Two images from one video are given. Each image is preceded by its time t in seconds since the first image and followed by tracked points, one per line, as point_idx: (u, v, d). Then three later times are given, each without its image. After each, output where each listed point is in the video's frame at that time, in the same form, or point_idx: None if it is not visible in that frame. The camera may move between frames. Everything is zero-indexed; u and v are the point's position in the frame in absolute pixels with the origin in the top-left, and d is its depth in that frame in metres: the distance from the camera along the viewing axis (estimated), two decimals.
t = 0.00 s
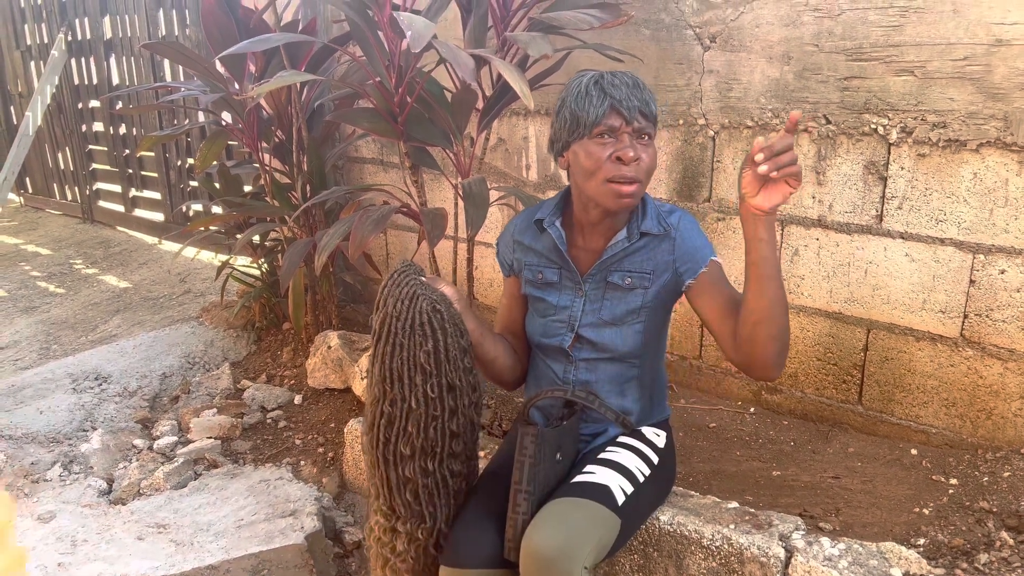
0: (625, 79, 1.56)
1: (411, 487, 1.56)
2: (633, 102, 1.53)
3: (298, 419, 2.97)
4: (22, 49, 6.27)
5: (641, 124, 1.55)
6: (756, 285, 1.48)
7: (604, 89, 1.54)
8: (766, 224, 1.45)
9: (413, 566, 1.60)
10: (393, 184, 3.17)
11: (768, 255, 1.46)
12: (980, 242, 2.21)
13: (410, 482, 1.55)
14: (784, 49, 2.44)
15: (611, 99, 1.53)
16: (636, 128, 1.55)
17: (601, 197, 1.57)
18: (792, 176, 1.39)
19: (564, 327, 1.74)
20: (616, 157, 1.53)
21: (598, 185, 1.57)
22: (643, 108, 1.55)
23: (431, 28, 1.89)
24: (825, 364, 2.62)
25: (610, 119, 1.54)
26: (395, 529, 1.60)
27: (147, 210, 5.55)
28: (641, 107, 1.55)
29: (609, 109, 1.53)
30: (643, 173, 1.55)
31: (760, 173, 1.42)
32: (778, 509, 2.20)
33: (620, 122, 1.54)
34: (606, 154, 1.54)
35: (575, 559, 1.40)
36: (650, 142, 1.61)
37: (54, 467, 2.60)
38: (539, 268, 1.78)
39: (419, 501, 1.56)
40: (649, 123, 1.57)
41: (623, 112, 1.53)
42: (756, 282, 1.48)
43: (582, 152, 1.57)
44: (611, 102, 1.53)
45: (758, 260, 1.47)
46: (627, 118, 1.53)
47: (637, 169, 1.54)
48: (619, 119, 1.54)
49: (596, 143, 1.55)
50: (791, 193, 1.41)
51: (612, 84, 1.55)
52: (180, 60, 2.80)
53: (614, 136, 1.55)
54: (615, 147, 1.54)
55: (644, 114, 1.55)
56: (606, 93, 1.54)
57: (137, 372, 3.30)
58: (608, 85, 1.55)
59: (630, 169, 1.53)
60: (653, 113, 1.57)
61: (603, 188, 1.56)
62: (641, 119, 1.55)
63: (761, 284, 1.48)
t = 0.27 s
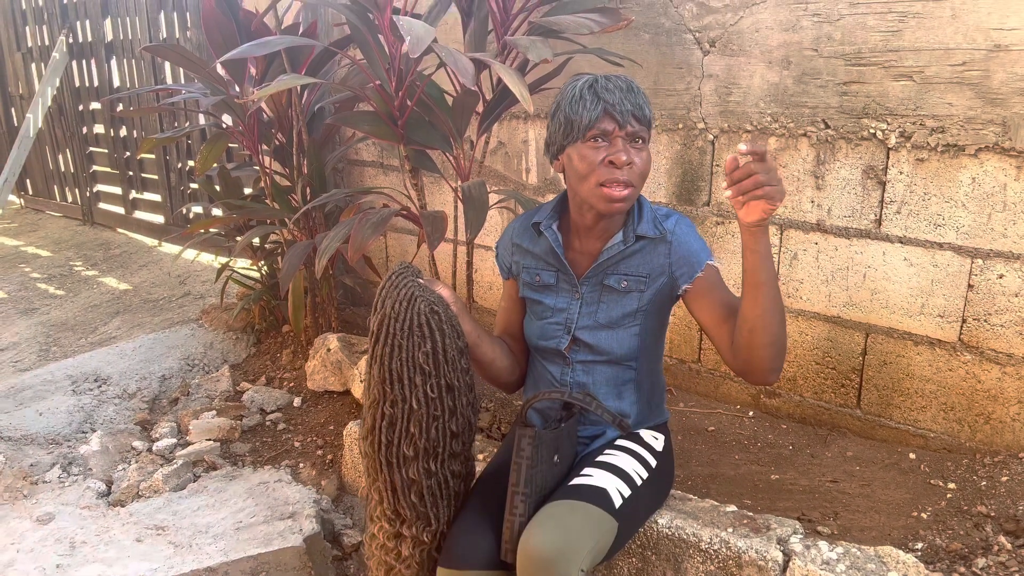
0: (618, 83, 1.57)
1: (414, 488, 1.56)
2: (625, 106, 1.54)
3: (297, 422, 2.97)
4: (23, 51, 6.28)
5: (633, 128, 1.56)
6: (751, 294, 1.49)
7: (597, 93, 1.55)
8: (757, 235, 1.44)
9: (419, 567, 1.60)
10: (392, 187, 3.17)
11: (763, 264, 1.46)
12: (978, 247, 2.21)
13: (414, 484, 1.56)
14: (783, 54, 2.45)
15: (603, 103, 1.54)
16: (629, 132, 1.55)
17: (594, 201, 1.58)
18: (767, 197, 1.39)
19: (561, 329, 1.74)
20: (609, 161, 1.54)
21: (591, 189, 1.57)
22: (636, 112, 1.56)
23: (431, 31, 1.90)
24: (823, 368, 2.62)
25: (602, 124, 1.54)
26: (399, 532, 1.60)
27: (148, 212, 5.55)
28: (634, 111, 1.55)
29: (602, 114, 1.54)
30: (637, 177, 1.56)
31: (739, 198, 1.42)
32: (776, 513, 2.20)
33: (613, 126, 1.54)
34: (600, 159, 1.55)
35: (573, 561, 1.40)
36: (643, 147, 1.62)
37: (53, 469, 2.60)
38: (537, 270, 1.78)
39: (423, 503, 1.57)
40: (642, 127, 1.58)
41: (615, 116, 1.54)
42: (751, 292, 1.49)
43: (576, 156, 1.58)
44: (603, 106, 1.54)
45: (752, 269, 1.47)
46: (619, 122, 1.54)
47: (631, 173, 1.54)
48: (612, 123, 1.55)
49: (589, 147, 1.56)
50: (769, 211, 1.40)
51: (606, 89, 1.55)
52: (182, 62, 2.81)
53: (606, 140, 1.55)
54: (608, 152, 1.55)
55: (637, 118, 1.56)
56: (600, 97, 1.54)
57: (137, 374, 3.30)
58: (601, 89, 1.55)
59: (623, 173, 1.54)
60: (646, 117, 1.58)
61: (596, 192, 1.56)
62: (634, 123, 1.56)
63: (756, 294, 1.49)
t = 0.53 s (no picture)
0: (615, 87, 1.57)
1: (407, 492, 1.56)
2: (622, 110, 1.54)
3: (295, 425, 2.97)
4: (23, 53, 6.28)
5: (631, 132, 1.56)
6: (752, 297, 1.48)
7: (594, 97, 1.55)
8: (760, 239, 1.42)
9: (411, 570, 1.61)
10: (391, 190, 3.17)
11: (765, 268, 1.44)
12: (977, 252, 2.22)
13: (407, 487, 1.56)
14: (783, 59, 2.45)
15: (600, 108, 1.54)
16: (626, 136, 1.55)
17: (591, 205, 1.58)
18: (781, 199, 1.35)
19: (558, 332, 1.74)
20: (606, 164, 1.54)
21: (587, 192, 1.57)
22: (633, 115, 1.56)
23: (431, 35, 1.90)
24: (822, 372, 2.62)
25: (600, 128, 1.54)
26: (391, 535, 1.60)
27: (147, 214, 5.55)
28: (631, 115, 1.55)
29: (599, 117, 1.54)
30: (634, 181, 1.56)
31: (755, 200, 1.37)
32: (774, 517, 2.20)
33: (610, 130, 1.55)
34: (597, 163, 1.55)
35: (570, 566, 1.40)
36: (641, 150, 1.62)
37: (51, 471, 2.60)
38: (535, 273, 1.78)
39: (415, 507, 1.57)
40: (639, 131, 1.58)
41: (612, 120, 1.54)
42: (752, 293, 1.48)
43: (573, 160, 1.58)
44: (600, 110, 1.54)
45: (754, 273, 1.45)
46: (616, 126, 1.54)
47: (628, 177, 1.54)
48: (608, 127, 1.55)
49: (586, 151, 1.56)
50: (781, 214, 1.36)
51: (603, 93, 1.55)
52: (182, 65, 2.82)
53: (603, 144, 1.55)
54: (604, 156, 1.55)
55: (634, 122, 1.56)
56: (597, 101, 1.55)
57: (135, 377, 3.30)
58: (599, 93, 1.55)
59: (620, 177, 1.54)
60: (643, 121, 1.58)
61: (593, 196, 1.56)
62: (631, 127, 1.56)
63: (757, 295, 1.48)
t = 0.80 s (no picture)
0: (615, 93, 1.57)
1: (403, 498, 1.55)
2: (623, 116, 1.54)
3: (293, 429, 2.96)
4: (22, 56, 6.28)
5: (631, 138, 1.56)
6: (745, 304, 1.48)
7: (595, 103, 1.55)
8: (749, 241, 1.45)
9: None
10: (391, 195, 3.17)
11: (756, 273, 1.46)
12: (975, 259, 2.22)
13: (403, 493, 1.55)
14: (782, 65, 2.46)
15: (601, 113, 1.54)
16: (627, 142, 1.55)
17: (591, 211, 1.58)
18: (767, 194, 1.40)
19: (557, 338, 1.74)
20: (607, 170, 1.54)
21: (588, 198, 1.58)
22: (633, 122, 1.56)
23: (432, 40, 1.90)
24: (820, 379, 2.63)
25: (600, 134, 1.54)
26: (387, 540, 1.60)
27: (145, 217, 5.55)
28: (632, 121, 1.55)
29: (600, 124, 1.54)
30: (634, 187, 1.56)
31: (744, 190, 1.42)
32: (772, 524, 2.19)
33: (610, 136, 1.55)
34: (597, 169, 1.55)
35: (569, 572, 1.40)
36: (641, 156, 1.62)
37: (47, 475, 2.59)
38: (534, 278, 1.78)
39: (411, 513, 1.56)
40: (640, 137, 1.58)
41: (613, 126, 1.54)
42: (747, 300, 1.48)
43: (573, 165, 1.58)
44: (600, 116, 1.54)
45: (747, 279, 1.47)
46: (617, 132, 1.54)
47: (628, 183, 1.54)
48: (609, 133, 1.55)
49: (586, 157, 1.56)
50: (768, 210, 1.41)
51: (603, 99, 1.55)
52: (182, 69, 2.82)
53: (604, 150, 1.55)
54: (605, 162, 1.55)
55: (634, 128, 1.56)
56: (597, 107, 1.55)
57: (132, 380, 3.30)
58: (599, 99, 1.55)
59: (620, 183, 1.54)
60: (644, 127, 1.58)
61: (593, 202, 1.57)
62: (631, 133, 1.56)
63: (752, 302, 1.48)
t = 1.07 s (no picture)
0: (613, 107, 1.57)
1: (399, 512, 1.55)
2: (620, 131, 1.55)
3: (287, 438, 2.96)
4: (20, 61, 6.28)
5: (629, 152, 1.56)
6: (738, 321, 1.49)
7: (592, 117, 1.55)
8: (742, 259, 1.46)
9: None
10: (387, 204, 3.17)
11: (749, 291, 1.47)
12: (970, 273, 2.23)
13: (399, 507, 1.54)
14: (778, 79, 2.47)
15: (599, 127, 1.55)
16: (625, 156, 1.56)
17: (588, 224, 1.59)
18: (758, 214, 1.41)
19: (552, 350, 1.74)
20: (604, 184, 1.54)
21: (585, 212, 1.58)
22: (631, 136, 1.56)
23: (431, 52, 1.90)
24: (815, 391, 2.63)
25: (597, 147, 1.55)
26: (382, 555, 1.58)
27: (141, 223, 5.54)
28: (629, 135, 1.56)
29: (597, 137, 1.55)
30: (631, 201, 1.56)
31: (733, 210, 1.41)
32: (767, 537, 2.19)
33: (608, 150, 1.55)
34: (595, 182, 1.55)
35: None
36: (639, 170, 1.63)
37: (40, 482, 2.58)
38: (530, 290, 1.78)
39: (407, 526, 1.56)
40: (637, 151, 1.58)
41: (610, 140, 1.54)
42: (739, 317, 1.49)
43: (571, 179, 1.59)
44: (598, 130, 1.54)
45: (739, 296, 1.48)
46: (615, 146, 1.55)
47: (625, 197, 1.55)
48: (607, 147, 1.55)
49: (583, 171, 1.57)
50: (759, 230, 1.42)
51: (601, 112, 1.56)
52: (180, 77, 2.82)
53: (601, 164, 1.56)
54: (602, 175, 1.55)
55: (632, 142, 1.57)
56: (595, 121, 1.55)
57: (126, 387, 3.29)
58: (597, 113, 1.56)
59: (618, 197, 1.54)
60: (641, 141, 1.59)
61: (591, 215, 1.57)
62: (629, 147, 1.56)
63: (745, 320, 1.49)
